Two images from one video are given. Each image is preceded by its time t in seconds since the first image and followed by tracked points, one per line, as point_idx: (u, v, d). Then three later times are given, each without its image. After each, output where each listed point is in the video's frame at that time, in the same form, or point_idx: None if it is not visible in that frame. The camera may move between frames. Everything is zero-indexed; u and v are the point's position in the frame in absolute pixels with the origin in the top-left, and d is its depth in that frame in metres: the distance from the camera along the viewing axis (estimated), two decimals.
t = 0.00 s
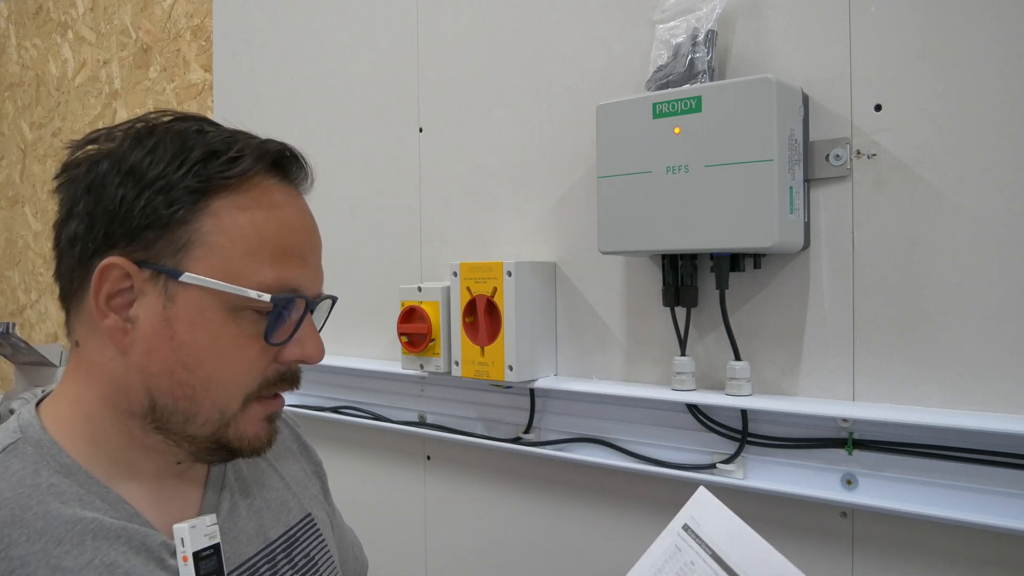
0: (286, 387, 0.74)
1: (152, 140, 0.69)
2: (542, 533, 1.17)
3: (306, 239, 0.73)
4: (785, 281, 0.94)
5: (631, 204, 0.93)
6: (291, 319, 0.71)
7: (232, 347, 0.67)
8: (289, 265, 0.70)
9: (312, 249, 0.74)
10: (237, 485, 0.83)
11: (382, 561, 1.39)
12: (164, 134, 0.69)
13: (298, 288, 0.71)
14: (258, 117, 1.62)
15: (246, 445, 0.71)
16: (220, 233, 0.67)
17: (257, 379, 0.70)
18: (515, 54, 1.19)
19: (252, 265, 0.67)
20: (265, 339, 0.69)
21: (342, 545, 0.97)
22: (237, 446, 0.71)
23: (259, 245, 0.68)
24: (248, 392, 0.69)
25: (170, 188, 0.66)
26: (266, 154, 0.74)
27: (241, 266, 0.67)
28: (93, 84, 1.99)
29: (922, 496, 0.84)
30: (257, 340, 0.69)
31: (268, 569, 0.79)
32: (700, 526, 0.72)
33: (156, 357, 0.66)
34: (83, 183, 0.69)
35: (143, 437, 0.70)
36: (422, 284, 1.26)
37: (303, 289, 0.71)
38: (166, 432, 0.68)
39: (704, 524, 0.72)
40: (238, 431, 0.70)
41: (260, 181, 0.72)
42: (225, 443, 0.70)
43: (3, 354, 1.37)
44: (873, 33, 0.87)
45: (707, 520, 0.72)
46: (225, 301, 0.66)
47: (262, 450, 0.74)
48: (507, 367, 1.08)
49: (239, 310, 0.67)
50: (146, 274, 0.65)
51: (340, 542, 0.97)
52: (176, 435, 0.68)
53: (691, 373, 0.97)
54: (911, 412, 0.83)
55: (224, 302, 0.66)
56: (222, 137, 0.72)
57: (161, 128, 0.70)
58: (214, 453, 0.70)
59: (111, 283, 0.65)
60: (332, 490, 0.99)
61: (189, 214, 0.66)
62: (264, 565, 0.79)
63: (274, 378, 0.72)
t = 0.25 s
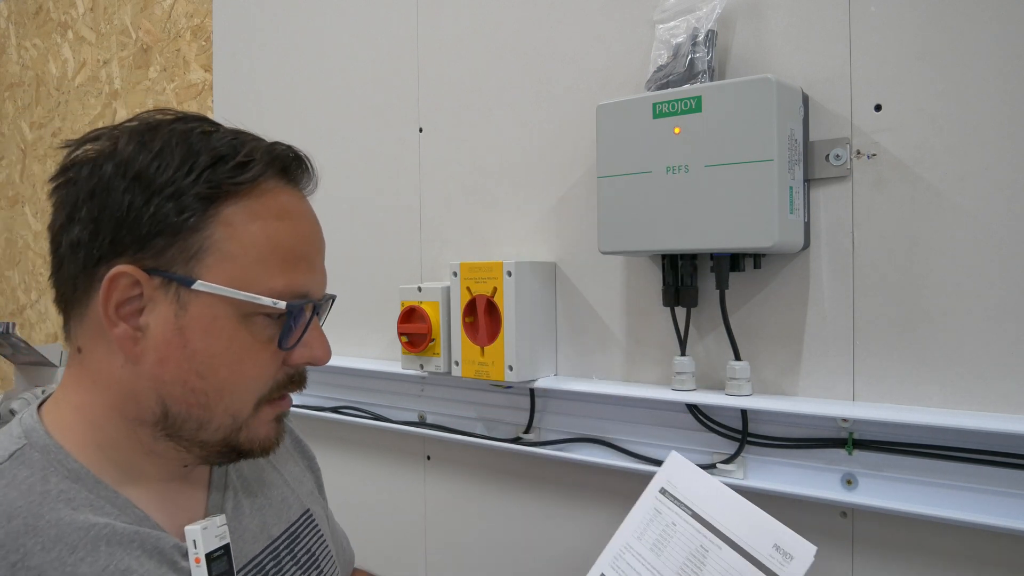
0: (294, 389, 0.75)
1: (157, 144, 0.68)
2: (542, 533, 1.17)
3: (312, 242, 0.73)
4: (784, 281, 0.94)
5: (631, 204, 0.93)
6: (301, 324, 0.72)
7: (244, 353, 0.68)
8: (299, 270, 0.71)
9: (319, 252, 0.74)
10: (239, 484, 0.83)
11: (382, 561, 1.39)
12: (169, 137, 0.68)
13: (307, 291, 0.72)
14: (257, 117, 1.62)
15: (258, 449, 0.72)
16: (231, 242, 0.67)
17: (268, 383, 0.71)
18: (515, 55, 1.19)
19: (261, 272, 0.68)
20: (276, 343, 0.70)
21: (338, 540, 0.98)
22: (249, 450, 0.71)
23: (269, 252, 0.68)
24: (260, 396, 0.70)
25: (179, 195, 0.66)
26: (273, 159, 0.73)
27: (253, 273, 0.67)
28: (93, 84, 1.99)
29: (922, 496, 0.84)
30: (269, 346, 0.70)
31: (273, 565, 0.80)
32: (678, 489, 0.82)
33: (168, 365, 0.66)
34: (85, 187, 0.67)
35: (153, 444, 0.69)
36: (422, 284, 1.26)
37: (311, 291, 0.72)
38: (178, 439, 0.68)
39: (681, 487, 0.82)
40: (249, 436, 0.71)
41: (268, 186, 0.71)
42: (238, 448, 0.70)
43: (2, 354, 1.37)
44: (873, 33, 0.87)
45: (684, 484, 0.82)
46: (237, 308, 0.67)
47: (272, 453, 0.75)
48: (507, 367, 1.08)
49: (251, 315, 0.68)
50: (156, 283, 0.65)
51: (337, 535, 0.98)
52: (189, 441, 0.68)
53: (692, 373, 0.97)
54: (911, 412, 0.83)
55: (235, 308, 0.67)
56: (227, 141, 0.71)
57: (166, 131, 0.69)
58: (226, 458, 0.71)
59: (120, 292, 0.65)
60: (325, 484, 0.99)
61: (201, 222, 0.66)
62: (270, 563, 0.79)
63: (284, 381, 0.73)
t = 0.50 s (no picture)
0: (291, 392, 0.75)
1: (142, 147, 0.67)
2: (543, 533, 1.17)
3: (305, 242, 0.73)
4: (785, 281, 0.94)
5: (631, 204, 0.93)
6: (298, 325, 0.73)
7: (241, 359, 0.68)
8: (292, 272, 0.71)
9: (312, 251, 0.74)
10: (237, 488, 0.84)
11: (382, 561, 1.39)
12: (155, 139, 0.68)
13: (303, 293, 0.72)
14: (257, 117, 1.62)
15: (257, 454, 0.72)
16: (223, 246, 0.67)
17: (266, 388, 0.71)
18: (515, 55, 1.19)
19: (255, 276, 0.68)
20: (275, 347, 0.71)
21: (333, 533, 0.98)
22: (248, 456, 0.72)
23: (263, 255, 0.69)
24: (259, 401, 0.71)
25: (167, 198, 0.65)
26: (261, 158, 0.73)
27: (246, 275, 0.67)
28: (93, 84, 1.99)
29: (922, 496, 0.84)
30: (266, 350, 0.70)
31: (276, 566, 0.80)
32: (670, 487, 0.83)
33: (164, 375, 0.65)
34: (71, 194, 0.67)
35: (150, 455, 0.69)
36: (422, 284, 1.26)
37: (307, 292, 0.73)
38: (176, 449, 0.68)
39: (674, 484, 0.82)
40: (248, 441, 0.71)
41: (256, 185, 0.71)
42: (238, 454, 0.70)
43: (3, 353, 1.37)
44: (873, 33, 0.87)
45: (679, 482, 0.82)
46: (232, 314, 0.67)
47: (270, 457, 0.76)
48: (507, 367, 1.08)
49: (247, 320, 0.68)
50: (148, 291, 0.65)
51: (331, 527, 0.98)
52: (187, 451, 0.68)
53: (692, 373, 0.97)
54: (911, 412, 0.83)
55: (230, 314, 0.67)
56: (214, 141, 0.71)
57: (151, 134, 0.69)
58: (226, 465, 0.71)
59: (110, 301, 0.64)
60: (316, 480, 1.00)
61: (191, 226, 0.66)
62: (271, 563, 0.80)
63: (281, 385, 0.73)
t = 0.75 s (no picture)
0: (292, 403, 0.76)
1: (136, 155, 0.67)
2: (543, 533, 1.17)
3: (305, 254, 0.73)
4: (785, 281, 0.94)
5: (631, 204, 0.93)
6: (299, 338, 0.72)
7: (240, 374, 0.68)
8: (292, 286, 0.70)
9: (312, 262, 0.74)
10: (238, 492, 0.84)
11: (382, 561, 1.39)
12: (148, 150, 0.67)
13: (304, 305, 0.72)
14: (257, 117, 1.62)
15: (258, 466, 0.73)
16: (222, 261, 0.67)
17: (267, 401, 0.71)
18: (515, 55, 1.19)
19: (255, 292, 0.68)
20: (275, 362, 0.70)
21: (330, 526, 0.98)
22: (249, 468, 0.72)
23: (263, 270, 0.68)
24: (260, 414, 0.71)
25: (163, 212, 0.65)
26: (258, 167, 0.72)
27: (245, 291, 0.67)
28: (93, 84, 1.99)
29: (922, 496, 0.84)
30: (267, 365, 0.70)
31: (276, 567, 0.81)
32: (664, 490, 0.82)
33: (162, 392, 0.66)
34: (64, 204, 0.66)
35: (150, 469, 0.69)
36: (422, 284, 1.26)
37: (308, 304, 0.73)
38: (176, 464, 0.68)
39: (668, 488, 0.82)
40: (249, 454, 0.71)
41: (254, 196, 0.70)
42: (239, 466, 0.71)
43: (3, 353, 1.37)
44: (873, 33, 0.87)
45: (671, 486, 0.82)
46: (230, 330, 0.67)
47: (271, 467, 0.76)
48: (507, 368, 1.08)
49: (245, 336, 0.68)
50: (144, 307, 0.65)
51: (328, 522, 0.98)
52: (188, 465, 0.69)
53: (692, 373, 0.97)
54: (912, 412, 0.83)
55: (228, 330, 0.67)
56: (210, 150, 0.70)
57: (145, 142, 0.68)
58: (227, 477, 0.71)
59: (105, 319, 0.64)
60: (309, 475, 1.00)
61: (188, 241, 0.65)
62: (272, 564, 0.80)
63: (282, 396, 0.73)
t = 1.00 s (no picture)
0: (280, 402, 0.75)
1: (147, 151, 0.67)
2: (543, 533, 1.17)
3: (304, 256, 0.73)
4: (785, 281, 0.94)
5: (631, 204, 0.93)
6: (292, 338, 0.72)
7: (229, 370, 0.68)
8: (289, 287, 0.70)
9: (310, 265, 0.74)
10: (233, 488, 0.84)
11: (382, 561, 1.39)
12: (159, 145, 0.67)
13: (299, 306, 0.71)
14: (257, 117, 1.62)
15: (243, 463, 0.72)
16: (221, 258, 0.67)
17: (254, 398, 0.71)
18: (515, 55, 1.19)
19: (250, 291, 0.67)
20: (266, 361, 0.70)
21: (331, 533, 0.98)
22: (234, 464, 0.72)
23: (259, 270, 0.68)
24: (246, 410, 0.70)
25: (167, 207, 0.65)
26: (266, 170, 0.72)
27: (241, 290, 0.67)
28: (93, 84, 1.99)
29: (922, 496, 0.84)
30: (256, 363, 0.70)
31: (270, 566, 0.80)
32: (664, 524, 0.76)
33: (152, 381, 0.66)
34: (73, 194, 0.67)
35: (139, 457, 0.69)
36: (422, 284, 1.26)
37: (303, 305, 0.72)
38: (163, 454, 0.68)
39: (667, 522, 0.76)
40: (234, 450, 0.71)
41: (258, 197, 0.71)
42: (224, 461, 0.71)
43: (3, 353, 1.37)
44: (873, 33, 0.87)
45: (666, 501, 0.78)
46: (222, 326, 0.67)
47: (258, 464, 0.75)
48: (507, 368, 1.08)
49: (237, 332, 0.67)
50: (140, 297, 0.65)
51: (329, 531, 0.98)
52: (174, 457, 0.68)
53: (692, 373, 0.97)
54: (912, 412, 0.83)
55: (221, 326, 0.66)
56: (220, 150, 0.70)
57: (156, 138, 0.68)
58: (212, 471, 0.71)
59: (103, 306, 0.64)
60: (317, 485, 1.00)
61: (189, 236, 0.66)
62: (265, 563, 0.80)
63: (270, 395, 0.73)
